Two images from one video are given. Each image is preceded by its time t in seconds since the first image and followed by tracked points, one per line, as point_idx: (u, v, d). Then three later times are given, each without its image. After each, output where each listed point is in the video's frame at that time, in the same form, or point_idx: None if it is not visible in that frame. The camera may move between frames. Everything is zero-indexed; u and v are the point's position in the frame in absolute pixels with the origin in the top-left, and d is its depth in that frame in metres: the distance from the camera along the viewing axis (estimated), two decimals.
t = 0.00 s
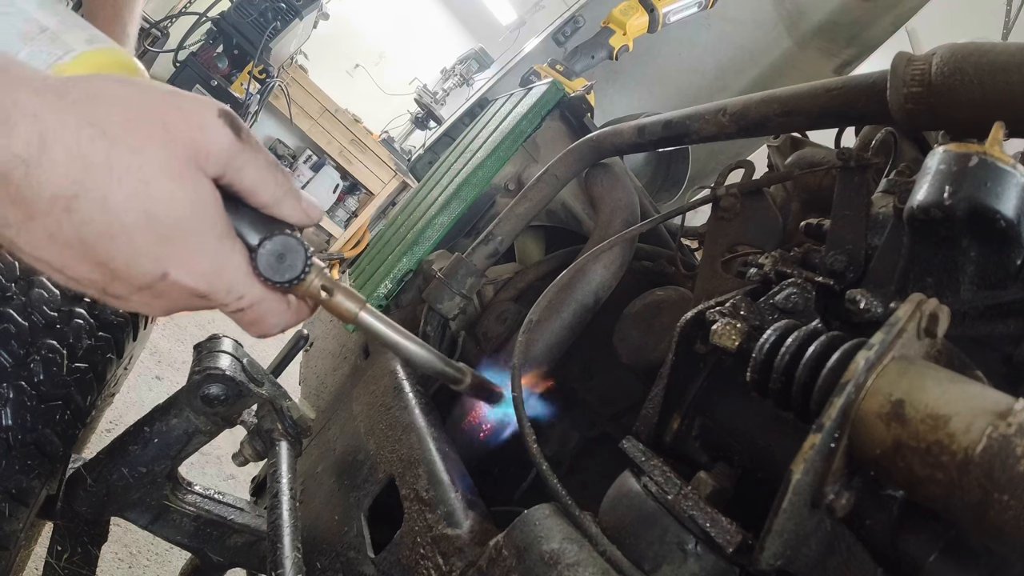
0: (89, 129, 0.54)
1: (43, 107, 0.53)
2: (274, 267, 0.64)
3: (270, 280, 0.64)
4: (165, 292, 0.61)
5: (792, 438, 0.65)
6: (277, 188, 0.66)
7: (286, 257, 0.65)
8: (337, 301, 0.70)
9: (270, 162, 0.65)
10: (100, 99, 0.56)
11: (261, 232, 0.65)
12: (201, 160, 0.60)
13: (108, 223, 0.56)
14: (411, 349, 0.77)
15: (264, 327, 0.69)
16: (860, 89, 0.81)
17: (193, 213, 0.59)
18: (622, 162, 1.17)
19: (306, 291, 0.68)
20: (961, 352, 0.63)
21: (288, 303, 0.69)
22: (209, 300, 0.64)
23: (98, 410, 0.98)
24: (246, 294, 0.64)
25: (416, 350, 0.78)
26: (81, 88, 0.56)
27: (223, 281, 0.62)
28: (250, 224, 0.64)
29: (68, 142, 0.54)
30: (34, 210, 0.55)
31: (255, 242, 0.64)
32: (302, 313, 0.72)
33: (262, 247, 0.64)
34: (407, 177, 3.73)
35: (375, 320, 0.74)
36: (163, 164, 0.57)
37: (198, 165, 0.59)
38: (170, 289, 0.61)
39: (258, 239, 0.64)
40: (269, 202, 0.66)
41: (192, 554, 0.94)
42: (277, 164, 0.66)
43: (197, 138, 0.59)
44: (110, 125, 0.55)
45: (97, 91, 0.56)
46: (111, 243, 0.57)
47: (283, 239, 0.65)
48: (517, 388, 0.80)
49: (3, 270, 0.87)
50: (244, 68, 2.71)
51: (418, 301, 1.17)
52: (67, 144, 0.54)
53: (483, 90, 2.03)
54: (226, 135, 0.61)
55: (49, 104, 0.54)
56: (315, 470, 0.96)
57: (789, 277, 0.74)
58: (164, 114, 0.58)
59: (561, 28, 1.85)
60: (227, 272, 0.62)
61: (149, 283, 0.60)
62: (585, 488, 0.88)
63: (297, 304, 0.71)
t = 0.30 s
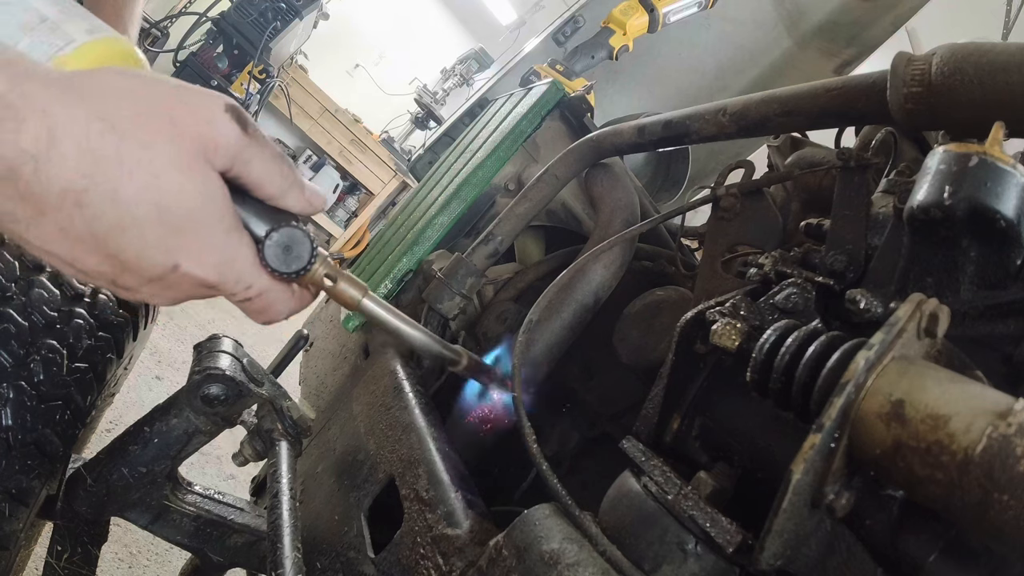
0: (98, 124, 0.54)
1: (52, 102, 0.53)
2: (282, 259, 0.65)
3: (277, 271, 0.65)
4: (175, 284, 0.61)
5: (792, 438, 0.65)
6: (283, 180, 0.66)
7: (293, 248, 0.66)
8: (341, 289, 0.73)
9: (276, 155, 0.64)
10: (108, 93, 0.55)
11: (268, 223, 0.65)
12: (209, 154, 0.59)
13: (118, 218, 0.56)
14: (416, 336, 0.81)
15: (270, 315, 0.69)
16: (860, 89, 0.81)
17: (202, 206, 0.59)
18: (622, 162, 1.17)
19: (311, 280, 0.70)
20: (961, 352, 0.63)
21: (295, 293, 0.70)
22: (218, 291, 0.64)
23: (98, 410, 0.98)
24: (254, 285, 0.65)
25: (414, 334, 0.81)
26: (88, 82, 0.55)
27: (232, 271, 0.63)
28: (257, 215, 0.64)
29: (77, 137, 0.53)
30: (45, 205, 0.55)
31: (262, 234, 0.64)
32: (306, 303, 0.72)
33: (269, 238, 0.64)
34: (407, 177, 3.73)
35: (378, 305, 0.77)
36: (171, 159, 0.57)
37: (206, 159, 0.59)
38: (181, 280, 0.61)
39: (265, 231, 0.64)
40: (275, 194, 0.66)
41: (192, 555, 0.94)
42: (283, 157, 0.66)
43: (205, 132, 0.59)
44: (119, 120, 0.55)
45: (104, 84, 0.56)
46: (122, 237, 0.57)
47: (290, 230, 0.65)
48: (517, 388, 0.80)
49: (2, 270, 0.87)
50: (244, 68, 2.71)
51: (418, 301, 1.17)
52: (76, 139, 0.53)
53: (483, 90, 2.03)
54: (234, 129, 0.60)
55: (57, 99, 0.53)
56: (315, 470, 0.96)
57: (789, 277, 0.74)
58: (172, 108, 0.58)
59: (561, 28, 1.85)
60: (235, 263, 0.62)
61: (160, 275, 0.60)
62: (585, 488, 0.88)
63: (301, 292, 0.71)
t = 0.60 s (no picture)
0: (103, 116, 0.54)
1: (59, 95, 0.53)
2: (282, 255, 0.65)
3: (277, 267, 0.65)
4: (176, 278, 0.61)
5: (792, 438, 0.65)
6: (285, 178, 0.66)
7: (292, 244, 0.65)
8: (342, 290, 0.71)
9: (278, 152, 0.65)
10: (113, 87, 0.56)
11: (268, 221, 0.65)
12: (213, 148, 0.60)
13: (121, 208, 0.56)
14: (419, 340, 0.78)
15: (270, 314, 0.70)
16: (860, 89, 0.81)
17: (205, 200, 0.59)
18: (622, 162, 1.17)
19: (311, 280, 0.69)
20: (961, 352, 0.63)
21: (295, 290, 0.70)
22: (219, 287, 0.64)
23: (98, 410, 0.98)
24: (254, 282, 0.65)
25: (419, 337, 0.79)
26: (94, 76, 0.55)
27: (233, 266, 0.62)
28: (256, 213, 0.64)
29: (82, 129, 0.54)
30: (48, 195, 0.55)
31: (262, 231, 0.64)
32: (307, 301, 0.73)
33: (270, 234, 0.64)
34: (407, 177, 3.73)
35: (379, 306, 0.75)
36: (175, 151, 0.57)
37: (209, 154, 0.60)
38: (182, 274, 0.61)
39: (265, 228, 0.64)
40: (276, 191, 0.67)
41: (192, 555, 0.94)
42: (284, 154, 0.67)
43: (208, 127, 0.59)
44: (124, 112, 0.55)
45: (110, 79, 0.56)
46: (125, 229, 0.57)
47: (291, 226, 0.65)
48: (517, 388, 0.79)
49: (2, 270, 0.86)
50: (243, 68, 2.71)
51: (418, 301, 1.17)
52: (82, 130, 0.54)
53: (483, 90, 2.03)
54: (237, 124, 0.61)
55: (64, 92, 0.53)
56: (315, 470, 0.96)
57: (789, 277, 0.74)
58: (176, 103, 0.58)
59: (561, 28, 1.85)
60: (236, 259, 0.62)
61: (160, 268, 0.60)
62: (585, 488, 0.88)
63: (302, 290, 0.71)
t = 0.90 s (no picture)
0: (103, 123, 0.55)
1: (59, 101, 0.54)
2: (281, 265, 0.64)
3: (277, 276, 0.64)
4: (174, 288, 0.61)
5: (792, 438, 0.65)
6: (284, 187, 0.67)
7: (292, 253, 0.65)
8: (341, 299, 0.70)
9: (278, 161, 0.65)
10: (113, 95, 0.56)
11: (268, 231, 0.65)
12: (213, 155, 0.60)
13: (120, 215, 0.56)
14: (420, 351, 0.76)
15: (270, 324, 0.69)
16: (860, 89, 0.81)
17: (204, 206, 0.59)
18: (622, 162, 1.17)
19: (310, 289, 0.68)
20: (961, 352, 0.63)
21: (295, 300, 0.69)
22: (218, 298, 0.63)
23: (98, 410, 0.98)
24: (254, 291, 0.64)
25: (417, 347, 0.76)
26: (95, 85, 0.56)
27: (232, 277, 0.62)
28: (256, 223, 0.65)
29: (82, 135, 0.54)
30: (48, 202, 0.55)
31: (262, 241, 0.64)
32: (305, 310, 0.72)
33: (269, 243, 0.64)
34: (407, 177, 3.73)
35: (380, 316, 0.73)
36: (174, 157, 0.57)
37: (209, 161, 0.60)
38: (180, 284, 0.60)
39: (265, 237, 0.64)
40: (275, 201, 0.67)
41: (192, 555, 0.94)
42: (284, 164, 0.67)
43: (209, 134, 0.59)
44: (124, 119, 0.56)
45: (110, 87, 0.57)
46: (124, 236, 0.57)
47: (292, 236, 0.65)
48: (517, 388, 0.79)
49: (2, 270, 0.87)
50: (243, 68, 2.71)
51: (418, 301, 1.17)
52: (81, 137, 0.54)
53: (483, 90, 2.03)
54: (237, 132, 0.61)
55: (64, 99, 0.54)
56: (315, 470, 0.96)
57: (789, 277, 0.74)
58: (177, 110, 0.59)
59: (561, 28, 1.85)
60: (235, 269, 0.62)
61: (160, 278, 0.59)
62: (585, 488, 0.88)
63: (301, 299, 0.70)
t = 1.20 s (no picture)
0: (95, 128, 0.54)
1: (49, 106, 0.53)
2: (278, 267, 0.65)
3: (275, 279, 0.65)
4: (170, 291, 0.61)
5: (792, 438, 0.65)
6: (279, 187, 0.67)
7: (290, 255, 0.66)
8: (337, 298, 0.72)
9: (272, 161, 0.65)
10: (105, 97, 0.56)
11: (263, 232, 0.65)
12: (207, 157, 0.60)
13: (115, 221, 0.56)
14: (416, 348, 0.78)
15: (266, 325, 0.69)
16: (861, 89, 0.81)
17: (199, 210, 0.59)
18: (622, 162, 1.17)
19: (307, 289, 0.69)
20: (961, 352, 0.63)
21: (292, 301, 0.70)
22: (214, 299, 0.64)
23: (98, 410, 0.98)
24: (250, 293, 0.65)
25: (415, 345, 0.79)
26: (85, 87, 0.55)
27: (228, 279, 0.63)
28: (250, 224, 0.64)
29: (74, 142, 0.54)
30: (41, 208, 0.55)
31: (258, 242, 0.64)
32: (303, 312, 0.73)
33: (265, 246, 0.64)
34: (407, 177, 3.73)
35: (374, 316, 0.75)
36: (168, 162, 0.57)
37: (203, 164, 0.60)
38: (175, 288, 0.61)
39: (261, 238, 0.64)
40: (270, 201, 0.67)
41: (192, 555, 0.94)
42: (279, 163, 0.67)
43: (202, 136, 0.59)
44: (117, 124, 0.55)
45: (102, 89, 0.56)
46: (118, 241, 0.57)
47: (290, 237, 0.65)
48: (516, 389, 0.80)
49: (3, 270, 0.87)
50: (244, 68, 2.71)
51: (417, 301, 1.17)
52: (73, 144, 0.54)
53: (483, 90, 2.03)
54: (231, 134, 0.61)
55: (54, 104, 0.53)
56: (315, 470, 0.96)
57: (789, 277, 0.74)
58: (170, 113, 0.58)
59: (561, 28, 1.85)
60: (232, 272, 0.62)
61: (154, 283, 0.60)
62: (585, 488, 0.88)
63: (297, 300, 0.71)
